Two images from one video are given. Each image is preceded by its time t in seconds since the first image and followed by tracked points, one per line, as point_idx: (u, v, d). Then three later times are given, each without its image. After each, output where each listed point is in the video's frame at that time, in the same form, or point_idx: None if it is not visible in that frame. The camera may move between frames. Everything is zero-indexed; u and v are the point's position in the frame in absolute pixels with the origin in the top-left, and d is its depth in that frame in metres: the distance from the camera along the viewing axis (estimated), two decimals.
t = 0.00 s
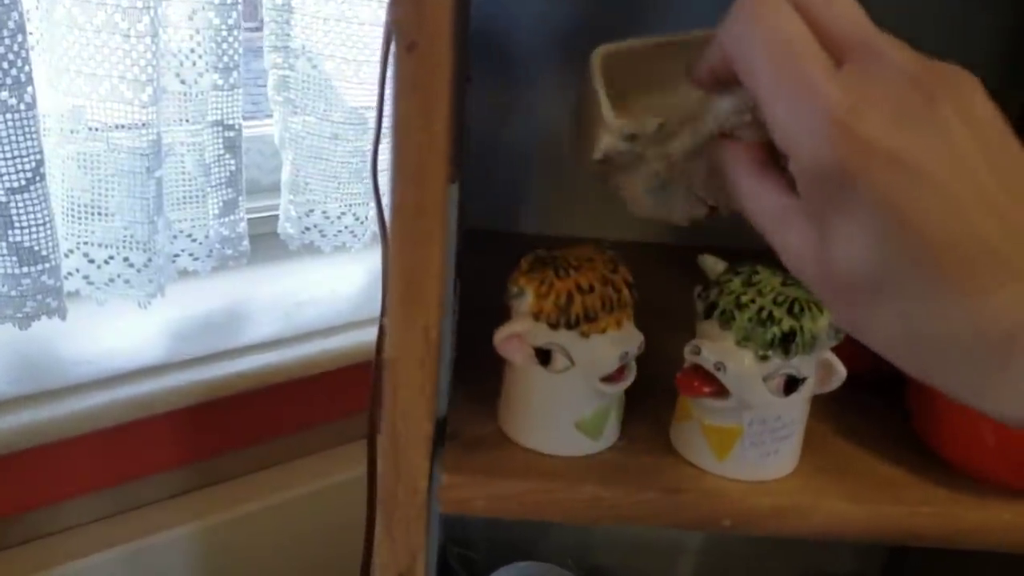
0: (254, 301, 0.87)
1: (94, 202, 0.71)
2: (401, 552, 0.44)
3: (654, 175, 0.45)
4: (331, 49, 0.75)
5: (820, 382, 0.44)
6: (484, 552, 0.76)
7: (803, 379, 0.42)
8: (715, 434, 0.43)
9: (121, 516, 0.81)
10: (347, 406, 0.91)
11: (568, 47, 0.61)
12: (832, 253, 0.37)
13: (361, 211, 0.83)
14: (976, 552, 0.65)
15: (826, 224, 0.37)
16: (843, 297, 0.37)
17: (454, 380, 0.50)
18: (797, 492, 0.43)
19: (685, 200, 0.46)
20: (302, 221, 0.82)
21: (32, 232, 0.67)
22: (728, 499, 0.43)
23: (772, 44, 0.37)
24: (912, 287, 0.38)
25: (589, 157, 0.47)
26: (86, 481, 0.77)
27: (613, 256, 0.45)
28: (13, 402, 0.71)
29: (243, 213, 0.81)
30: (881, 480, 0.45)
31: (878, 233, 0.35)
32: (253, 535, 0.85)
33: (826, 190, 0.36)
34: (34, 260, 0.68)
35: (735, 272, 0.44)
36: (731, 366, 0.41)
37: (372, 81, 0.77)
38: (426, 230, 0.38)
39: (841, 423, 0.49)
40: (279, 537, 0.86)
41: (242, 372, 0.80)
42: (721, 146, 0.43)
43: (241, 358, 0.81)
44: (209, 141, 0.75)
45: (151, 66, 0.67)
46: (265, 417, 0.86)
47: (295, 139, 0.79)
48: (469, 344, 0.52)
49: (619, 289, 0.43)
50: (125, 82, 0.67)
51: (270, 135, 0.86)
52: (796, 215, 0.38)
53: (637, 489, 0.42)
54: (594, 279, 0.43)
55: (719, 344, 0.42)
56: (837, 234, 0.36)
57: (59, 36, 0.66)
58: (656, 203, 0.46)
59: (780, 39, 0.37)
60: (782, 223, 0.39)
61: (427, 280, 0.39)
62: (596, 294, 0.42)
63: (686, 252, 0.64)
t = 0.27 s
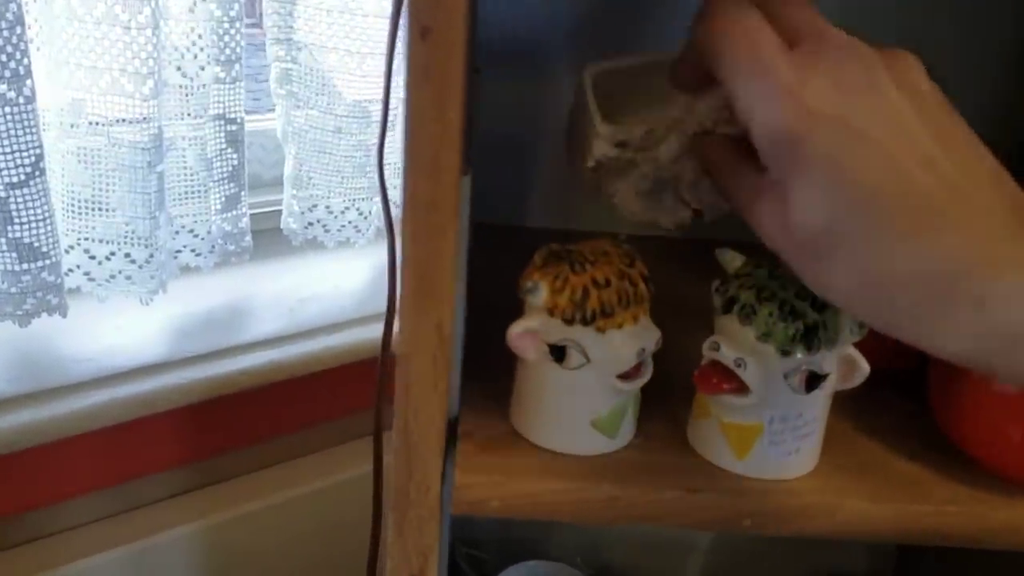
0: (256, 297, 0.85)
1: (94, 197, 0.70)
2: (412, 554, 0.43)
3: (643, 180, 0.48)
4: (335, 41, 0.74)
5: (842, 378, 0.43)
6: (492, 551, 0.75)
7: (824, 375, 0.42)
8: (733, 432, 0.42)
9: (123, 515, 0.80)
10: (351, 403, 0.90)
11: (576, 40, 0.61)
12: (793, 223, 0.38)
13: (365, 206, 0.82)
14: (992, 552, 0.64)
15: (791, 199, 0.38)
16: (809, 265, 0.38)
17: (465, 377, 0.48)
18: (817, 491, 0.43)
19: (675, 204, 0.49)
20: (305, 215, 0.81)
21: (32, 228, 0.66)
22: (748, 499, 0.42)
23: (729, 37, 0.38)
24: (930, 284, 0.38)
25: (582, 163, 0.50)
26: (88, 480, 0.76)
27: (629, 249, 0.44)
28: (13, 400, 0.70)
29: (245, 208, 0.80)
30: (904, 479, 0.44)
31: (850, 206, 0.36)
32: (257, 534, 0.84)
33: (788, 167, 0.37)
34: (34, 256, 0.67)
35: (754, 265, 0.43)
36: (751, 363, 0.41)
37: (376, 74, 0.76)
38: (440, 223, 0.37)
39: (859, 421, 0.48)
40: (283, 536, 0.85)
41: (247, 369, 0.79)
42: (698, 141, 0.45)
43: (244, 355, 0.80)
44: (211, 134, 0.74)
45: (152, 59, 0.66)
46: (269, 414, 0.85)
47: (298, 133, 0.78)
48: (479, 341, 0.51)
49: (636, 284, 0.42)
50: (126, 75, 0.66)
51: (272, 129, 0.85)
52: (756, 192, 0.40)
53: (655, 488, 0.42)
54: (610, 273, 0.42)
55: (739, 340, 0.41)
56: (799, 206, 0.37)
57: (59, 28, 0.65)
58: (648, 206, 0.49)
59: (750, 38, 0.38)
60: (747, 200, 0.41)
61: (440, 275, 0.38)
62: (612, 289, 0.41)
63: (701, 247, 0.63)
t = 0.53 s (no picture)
0: (257, 295, 0.85)
1: (92, 195, 0.69)
2: (416, 557, 0.42)
3: (632, 185, 0.53)
4: (335, 37, 0.73)
5: (854, 377, 0.42)
6: (495, 551, 0.74)
7: (836, 374, 0.41)
8: (743, 431, 0.42)
9: (123, 515, 0.79)
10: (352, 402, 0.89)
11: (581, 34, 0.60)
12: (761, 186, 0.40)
13: (365, 203, 0.81)
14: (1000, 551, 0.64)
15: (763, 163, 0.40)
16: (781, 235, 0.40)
17: (469, 376, 0.48)
18: (828, 492, 0.42)
19: (661, 214, 0.54)
20: (305, 213, 0.80)
21: (30, 226, 0.65)
22: (758, 500, 0.41)
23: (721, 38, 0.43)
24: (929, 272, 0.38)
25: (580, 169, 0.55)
26: (87, 480, 0.76)
27: (636, 246, 0.43)
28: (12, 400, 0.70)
29: (245, 205, 0.79)
30: (916, 479, 0.43)
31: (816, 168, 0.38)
32: (257, 534, 0.83)
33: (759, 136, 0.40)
34: (31, 255, 0.66)
35: (764, 262, 0.42)
36: (762, 362, 0.40)
37: (377, 70, 0.75)
38: (445, 220, 0.36)
39: (869, 421, 0.47)
40: (284, 535, 0.85)
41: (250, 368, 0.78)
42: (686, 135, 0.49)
43: (245, 354, 0.79)
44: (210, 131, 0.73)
45: (151, 54, 0.65)
46: (270, 413, 0.84)
47: (298, 129, 0.77)
48: (484, 339, 0.51)
49: (643, 282, 0.41)
50: (124, 71, 0.65)
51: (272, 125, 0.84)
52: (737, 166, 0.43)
53: (663, 489, 0.41)
54: (617, 271, 0.41)
55: (749, 339, 0.40)
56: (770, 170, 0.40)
57: (56, 23, 0.64)
58: (637, 207, 0.53)
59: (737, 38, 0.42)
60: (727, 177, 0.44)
61: (445, 273, 0.37)
62: (619, 287, 0.40)
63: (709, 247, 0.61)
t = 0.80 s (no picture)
0: (255, 294, 0.84)
1: (89, 192, 0.68)
2: (418, 562, 0.41)
3: (626, 212, 0.52)
4: (335, 32, 0.73)
5: (864, 378, 0.41)
6: (496, 552, 0.74)
7: (845, 375, 0.40)
8: (751, 434, 0.41)
9: (121, 516, 0.78)
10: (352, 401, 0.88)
11: (583, 31, 0.60)
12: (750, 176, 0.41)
13: (365, 201, 0.80)
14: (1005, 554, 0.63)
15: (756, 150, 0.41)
16: (784, 225, 0.40)
17: (471, 377, 0.47)
18: (836, 495, 0.41)
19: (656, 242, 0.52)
20: (304, 210, 0.79)
21: (26, 224, 0.64)
22: (766, 504, 0.40)
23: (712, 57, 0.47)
24: (935, 260, 0.38)
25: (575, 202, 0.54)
26: (85, 481, 0.75)
27: (641, 245, 0.42)
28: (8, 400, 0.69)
29: (243, 202, 0.79)
30: (925, 482, 0.42)
31: (806, 148, 0.39)
32: (256, 535, 0.82)
33: (747, 125, 0.42)
34: (27, 253, 0.65)
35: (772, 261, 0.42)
36: (770, 362, 0.39)
37: (376, 66, 0.74)
38: (448, 215, 0.36)
39: (876, 422, 0.47)
40: (283, 536, 0.84)
41: (250, 368, 0.79)
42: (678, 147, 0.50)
43: (246, 354, 0.79)
44: (208, 128, 0.72)
45: (148, 50, 0.65)
46: (268, 412, 0.83)
47: (297, 126, 0.76)
48: (485, 340, 0.50)
49: (649, 281, 0.40)
50: (120, 66, 0.64)
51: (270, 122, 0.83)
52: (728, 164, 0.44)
53: (669, 493, 0.40)
54: (623, 270, 0.40)
55: (757, 339, 0.40)
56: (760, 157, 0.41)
57: (51, 18, 0.63)
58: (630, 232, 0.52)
59: (730, 54, 0.45)
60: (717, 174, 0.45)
61: (447, 272, 0.36)
62: (624, 286, 0.40)
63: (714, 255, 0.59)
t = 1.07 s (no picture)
0: (256, 291, 0.83)
1: (88, 189, 0.68)
2: (420, 562, 0.41)
3: (630, 224, 0.51)
4: (335, 28, 0.72)
5: (869, 377, 0.41)
6: (496, 551, 0.73)
7: (851, 374, 0.40)
8: (755, 433, 0.41)
9: (120, 514, 0.78)
10: (352, 398, 0.88)
11: (584, 28, 0.59)
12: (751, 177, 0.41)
13: (366, 198, 0.80)
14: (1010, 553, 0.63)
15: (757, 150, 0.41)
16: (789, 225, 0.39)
17: (472, 375, 0.47)
18: (841, 495, 0.41)
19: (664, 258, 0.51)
20: (304, 207, 0.79)
21: (24, 221, 0.64)
22: (770, 504, 0.40)
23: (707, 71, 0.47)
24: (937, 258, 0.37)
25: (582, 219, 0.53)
26: (83, 479, 0.75)
27: (645, 242, 0.42)
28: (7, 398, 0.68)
29: (243, 199, 0.78)
30: (930, 482, 0.42)
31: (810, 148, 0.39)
32: (256, 534, 0.82)
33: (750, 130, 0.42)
34: (25, 250, 0.65)
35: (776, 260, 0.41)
36: (775, 361, 0.39)
37: (376, 62, 0.74)
38: (450, 213, 0.35)
39: (881, 422, 0.46)
40: (283, 535, 0.84)
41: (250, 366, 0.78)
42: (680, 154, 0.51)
43: (245, 351, 0.78)
44: (208, 124, 0.72)
45: (147, 46, 0.64)
46: (269, 410, 0.83)
47: (297, 122, 0.75)
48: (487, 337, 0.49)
49: (653, 279, 0.40)
50: (119, 62, 0.64)
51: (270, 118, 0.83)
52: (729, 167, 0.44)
53: (673, 493, 0.40)
54: (627, 268, 0.40)
55: (761, 338, 0.39)
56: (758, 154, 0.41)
57: (49, 14, 0.63)
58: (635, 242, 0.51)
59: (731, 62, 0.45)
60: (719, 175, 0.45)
61: (449, 270, 0.36)
62: (628, 284, 0.39)
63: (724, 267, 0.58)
